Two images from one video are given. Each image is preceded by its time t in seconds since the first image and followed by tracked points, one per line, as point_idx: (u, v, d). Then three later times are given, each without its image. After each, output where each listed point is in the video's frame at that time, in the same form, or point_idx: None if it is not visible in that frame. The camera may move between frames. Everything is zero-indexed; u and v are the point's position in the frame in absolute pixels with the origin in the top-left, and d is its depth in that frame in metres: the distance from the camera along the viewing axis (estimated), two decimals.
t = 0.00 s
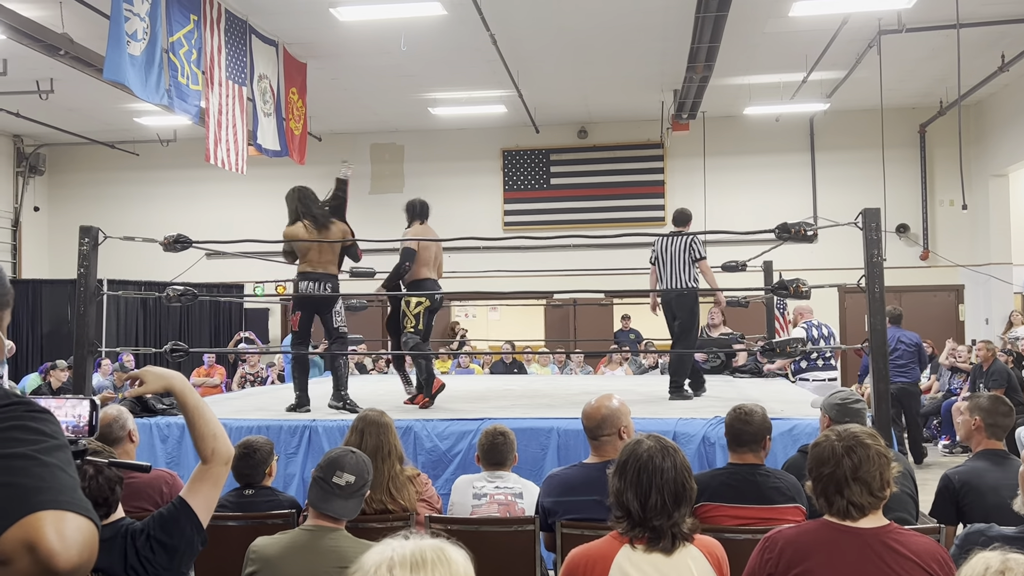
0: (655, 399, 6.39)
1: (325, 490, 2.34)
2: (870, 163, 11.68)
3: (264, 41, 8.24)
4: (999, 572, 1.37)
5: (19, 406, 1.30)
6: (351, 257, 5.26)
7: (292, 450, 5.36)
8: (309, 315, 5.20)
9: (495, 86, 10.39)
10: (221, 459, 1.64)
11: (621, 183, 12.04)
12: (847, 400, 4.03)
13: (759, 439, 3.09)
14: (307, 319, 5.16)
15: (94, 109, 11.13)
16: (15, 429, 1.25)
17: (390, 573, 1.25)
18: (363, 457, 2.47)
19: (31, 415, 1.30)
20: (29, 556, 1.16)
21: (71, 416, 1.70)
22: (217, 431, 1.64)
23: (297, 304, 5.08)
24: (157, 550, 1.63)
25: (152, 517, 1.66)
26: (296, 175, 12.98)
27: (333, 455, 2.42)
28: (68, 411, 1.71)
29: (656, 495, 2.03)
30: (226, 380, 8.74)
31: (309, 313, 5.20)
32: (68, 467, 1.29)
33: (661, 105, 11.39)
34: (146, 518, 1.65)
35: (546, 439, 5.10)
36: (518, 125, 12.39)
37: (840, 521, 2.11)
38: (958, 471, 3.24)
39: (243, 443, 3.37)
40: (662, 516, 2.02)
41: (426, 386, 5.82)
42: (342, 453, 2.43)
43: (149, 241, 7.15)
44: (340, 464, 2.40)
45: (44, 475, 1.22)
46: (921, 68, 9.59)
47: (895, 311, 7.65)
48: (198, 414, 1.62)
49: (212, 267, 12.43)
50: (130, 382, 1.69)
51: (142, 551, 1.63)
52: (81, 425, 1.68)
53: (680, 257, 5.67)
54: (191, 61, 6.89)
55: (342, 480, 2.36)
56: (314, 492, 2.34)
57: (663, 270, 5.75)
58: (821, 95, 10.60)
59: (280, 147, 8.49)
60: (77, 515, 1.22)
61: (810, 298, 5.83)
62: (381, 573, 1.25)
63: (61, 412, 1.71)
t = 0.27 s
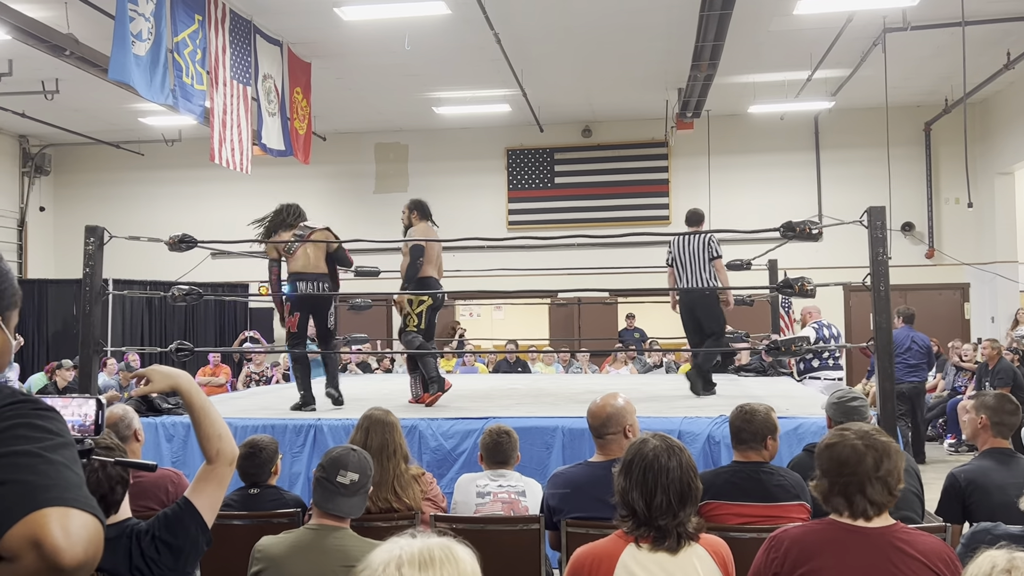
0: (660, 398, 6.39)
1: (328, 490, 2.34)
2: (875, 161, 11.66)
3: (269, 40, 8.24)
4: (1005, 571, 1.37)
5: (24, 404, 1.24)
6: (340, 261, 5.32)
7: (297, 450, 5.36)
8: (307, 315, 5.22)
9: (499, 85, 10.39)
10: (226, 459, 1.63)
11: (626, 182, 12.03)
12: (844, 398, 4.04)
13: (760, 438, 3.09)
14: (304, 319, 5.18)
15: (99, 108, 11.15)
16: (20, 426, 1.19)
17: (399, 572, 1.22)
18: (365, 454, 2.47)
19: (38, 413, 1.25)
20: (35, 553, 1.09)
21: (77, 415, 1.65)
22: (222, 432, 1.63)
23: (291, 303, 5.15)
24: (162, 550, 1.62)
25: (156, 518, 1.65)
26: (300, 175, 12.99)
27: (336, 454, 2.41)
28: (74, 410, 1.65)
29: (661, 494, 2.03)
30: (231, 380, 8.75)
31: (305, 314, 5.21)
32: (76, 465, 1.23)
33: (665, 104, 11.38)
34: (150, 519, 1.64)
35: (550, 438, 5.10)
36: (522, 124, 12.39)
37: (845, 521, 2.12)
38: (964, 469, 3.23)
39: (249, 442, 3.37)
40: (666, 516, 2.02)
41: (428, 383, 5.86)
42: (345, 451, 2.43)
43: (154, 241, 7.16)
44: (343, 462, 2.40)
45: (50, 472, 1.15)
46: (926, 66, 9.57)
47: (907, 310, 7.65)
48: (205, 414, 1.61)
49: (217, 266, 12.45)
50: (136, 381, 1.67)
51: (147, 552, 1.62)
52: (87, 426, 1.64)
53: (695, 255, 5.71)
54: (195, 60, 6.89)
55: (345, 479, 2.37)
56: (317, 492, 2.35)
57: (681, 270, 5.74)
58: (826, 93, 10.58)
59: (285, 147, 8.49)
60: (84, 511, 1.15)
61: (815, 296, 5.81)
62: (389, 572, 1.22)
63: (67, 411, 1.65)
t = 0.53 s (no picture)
0: (665, 396, 6.39)
1: (330, 488, 2.34)
2: (882, 159, 11.63)
3: (273, 40, 8.27)
4: (1010, 570, 1.36)
5: (26, 401, 1.28)
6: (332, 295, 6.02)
7: (303, 448, 5.37)
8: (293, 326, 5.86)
9: (504, 84, 10.39)
10: (231, 460, 1.63)
11: (631, 180, 12.03)
12: (848, 396, 4.03)
13: (765, 436, 3.07)
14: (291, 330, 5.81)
15: (105, 108, 11.18)
16: (20, 423, 1.23)
17: (402, 570, 1.20)
18: (366, 450, 2.46)
19: (39, 410, 1.28)
20: (33, 550, 1.13)
21: (80, 412, 1.65)
22: (227, 433, 1.64)
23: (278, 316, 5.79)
24: (166, 550, 1.66)
25: (161, 518, 1.70)
26: (305, 174, 13.01)
27: (337, 453, 2.41)
28: (76, 408, 1.66)
29: (666, 493, 2.02)
30: (237, 379, 8.78)
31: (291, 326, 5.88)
32: (75, 461, 1.26)
33: (670, 102, 11.37)
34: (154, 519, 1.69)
35: (555, 437, 5.10)
36: (527, 123, 12.39)
37: (852, 519, 2.11)
38: (971, 467, 3.21)
39: (254, 440, 3.37)
40: (671, 514, 2.02)
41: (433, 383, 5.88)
42: (345, 449, 2.42)
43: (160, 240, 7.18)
44: (344, 459, 2.40)
45: (50, 469, 1.19)
46: (932, 63, 9.54)
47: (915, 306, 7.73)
48: (209, 416, 1.62)
49: (222, 266, 12.48)
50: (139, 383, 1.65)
51: (151, 551, 1.68)
52: (90, 423, 1.65)
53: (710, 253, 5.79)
54: (200, 60, 6.91)
55: (347, 477, 2.36)
56: (319, 490, 2.35)
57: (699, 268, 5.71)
58: (832, 91, 10.55)
59: (290, 146, 8.52)
60: (83, 508, 1.19)
61: (821, 295, 5.79)
62: (393, 569, 1.20)
63: (70, 409, 1.66)
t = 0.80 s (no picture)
0: (673, 395, 6.37)
1: (337, 484, 2.34)
2: (889, 158, 11.60)
3: (281, 40, 8.28)
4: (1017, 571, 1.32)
5: (31, 398, 1.29)
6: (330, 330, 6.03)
7: (310, 447, 5.37)
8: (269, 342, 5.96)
9: (511, 83, 10.40)
10: (242, 459, 1.62)
11: (638, 179, 12.02)
12: (859, 394, 4.00)
13: (774, 434, 3.06)
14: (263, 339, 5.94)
15: (113, 109, 11.21)
16: (25, 420, 1.23)
17: (412, 567, 1.17)
18: (373, 447, 2.47)
19: (43, 407, 1.29)
20: (37, 547, 1.12)
21: (88, 409, 1.64)
22: (236, 433, 1.62)
23: (253, 335, 5.95)
24: (176, 546, 1.65)
25: (172, 514, 1.69)
26: (311, 175, 13.04)
27: (341, 450, 2.41)
28: (85, 405, 1.64)
29: (685, 492, 2.00)
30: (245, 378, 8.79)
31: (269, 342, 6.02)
32: (80, 458, 1.26)
33: (677, 101, 11.35)
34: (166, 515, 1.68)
35: (563, 436, 5.08)
36: (534, 122, 12.40)
37: (861, 516, 2.10)
38: (981, 466, 3.20)
39: (263, 438, 3.37)
40: (690, 512, 2.00)
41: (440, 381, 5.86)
42: (352, 446, 2.42)
43: (168, 239, 7.18)
44: (351, 457, 2.40)
45: (54, 466, 1.18)
46: (940, 61, 9.51)
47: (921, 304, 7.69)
48: (216, 418, 1.60)
49: (229, 266, 12.51)
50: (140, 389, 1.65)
51: (162, 548, 1.67)
52: (99, 420, 1.64)
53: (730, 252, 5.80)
54: (208, 59, 6.92)
55: (354, 473, 2.37)
56: (326, 487, 2.34)
57: (728, 264, 5.62)
58: (839, 90, 10.53)
59: (298, 146, 8.53)
60: (86, 506, 1.18)
61: (829, 293, 5.75)
62: (402, 567, 1.17)
63: (78, 406, 1.65)
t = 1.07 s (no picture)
0: (682, 395, 6.37)
1: (348, 484, 2.36)
2: (898, 157, 11.57)
3: (288, 40, 8.29)
4: None
5: (40, 397, 1.29)
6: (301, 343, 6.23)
7: (319, 447, 5.37)
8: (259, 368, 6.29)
9: (518, 83, 10.40)
10: (255, 459, 1.60)
11: (645, 179, 12.01)
12: (873, 394, 3.98)
13: (784, 434, 3.05)
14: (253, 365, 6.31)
15: (120, 109, 11.24)
16: (35, 419, 1.23)
17: (423, 568, 1.16)
18: (383, 449, 2.49)
19: (52, 406, 1.29)
20: (47, 546, 1.12)
21: (99, 409, 1.55)
22: (242, 437, 1.59)
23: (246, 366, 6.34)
24: (191, 545, 1.61)
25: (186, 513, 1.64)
26: (317, 175, 13.06)
27: (352, 451, 2.44)
28: (96, 404, 1.56)
29: (701, 491, 2.00)
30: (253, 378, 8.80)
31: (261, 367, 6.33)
32: (89, 458, 1.26)
33: (685, 100, 11.34)
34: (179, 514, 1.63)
35: (572, 435, 5.08)
36: (541, 122, 12.40)
37: (874, 517, 2.08)
38: (997, 465, 3.18)
39: (274, 437, 3.37)
40: (706, 512, 2.00)
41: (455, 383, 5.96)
42: (362, 447, 2.45)
43: (177, 240, 7.20)
44: (361, 457, 2.42)
45: (64, 465, 1.18)
46: (950, 59, 9.49)
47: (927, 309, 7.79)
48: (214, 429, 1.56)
49: (236, 266, 12.54)
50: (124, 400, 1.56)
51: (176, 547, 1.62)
52: (110, 420, 1.56)
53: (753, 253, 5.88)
54: (216, 60, 6.93)
55: (364, 473, 2.39)
56: (338, 488, 2.36)
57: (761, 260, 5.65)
58: (848, 89, 10.51)
59: (305, 146, 8.54)
60: (96, 505, 1.18)
61: (838, 293, 5.72)
62: (413, 568, 1.16)
63: (89, 404, 1.56)
